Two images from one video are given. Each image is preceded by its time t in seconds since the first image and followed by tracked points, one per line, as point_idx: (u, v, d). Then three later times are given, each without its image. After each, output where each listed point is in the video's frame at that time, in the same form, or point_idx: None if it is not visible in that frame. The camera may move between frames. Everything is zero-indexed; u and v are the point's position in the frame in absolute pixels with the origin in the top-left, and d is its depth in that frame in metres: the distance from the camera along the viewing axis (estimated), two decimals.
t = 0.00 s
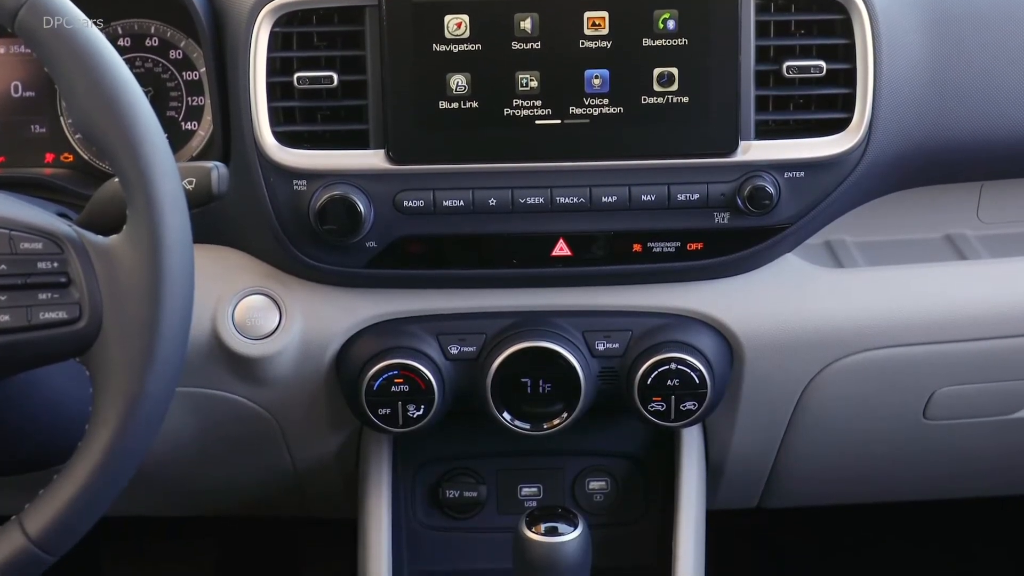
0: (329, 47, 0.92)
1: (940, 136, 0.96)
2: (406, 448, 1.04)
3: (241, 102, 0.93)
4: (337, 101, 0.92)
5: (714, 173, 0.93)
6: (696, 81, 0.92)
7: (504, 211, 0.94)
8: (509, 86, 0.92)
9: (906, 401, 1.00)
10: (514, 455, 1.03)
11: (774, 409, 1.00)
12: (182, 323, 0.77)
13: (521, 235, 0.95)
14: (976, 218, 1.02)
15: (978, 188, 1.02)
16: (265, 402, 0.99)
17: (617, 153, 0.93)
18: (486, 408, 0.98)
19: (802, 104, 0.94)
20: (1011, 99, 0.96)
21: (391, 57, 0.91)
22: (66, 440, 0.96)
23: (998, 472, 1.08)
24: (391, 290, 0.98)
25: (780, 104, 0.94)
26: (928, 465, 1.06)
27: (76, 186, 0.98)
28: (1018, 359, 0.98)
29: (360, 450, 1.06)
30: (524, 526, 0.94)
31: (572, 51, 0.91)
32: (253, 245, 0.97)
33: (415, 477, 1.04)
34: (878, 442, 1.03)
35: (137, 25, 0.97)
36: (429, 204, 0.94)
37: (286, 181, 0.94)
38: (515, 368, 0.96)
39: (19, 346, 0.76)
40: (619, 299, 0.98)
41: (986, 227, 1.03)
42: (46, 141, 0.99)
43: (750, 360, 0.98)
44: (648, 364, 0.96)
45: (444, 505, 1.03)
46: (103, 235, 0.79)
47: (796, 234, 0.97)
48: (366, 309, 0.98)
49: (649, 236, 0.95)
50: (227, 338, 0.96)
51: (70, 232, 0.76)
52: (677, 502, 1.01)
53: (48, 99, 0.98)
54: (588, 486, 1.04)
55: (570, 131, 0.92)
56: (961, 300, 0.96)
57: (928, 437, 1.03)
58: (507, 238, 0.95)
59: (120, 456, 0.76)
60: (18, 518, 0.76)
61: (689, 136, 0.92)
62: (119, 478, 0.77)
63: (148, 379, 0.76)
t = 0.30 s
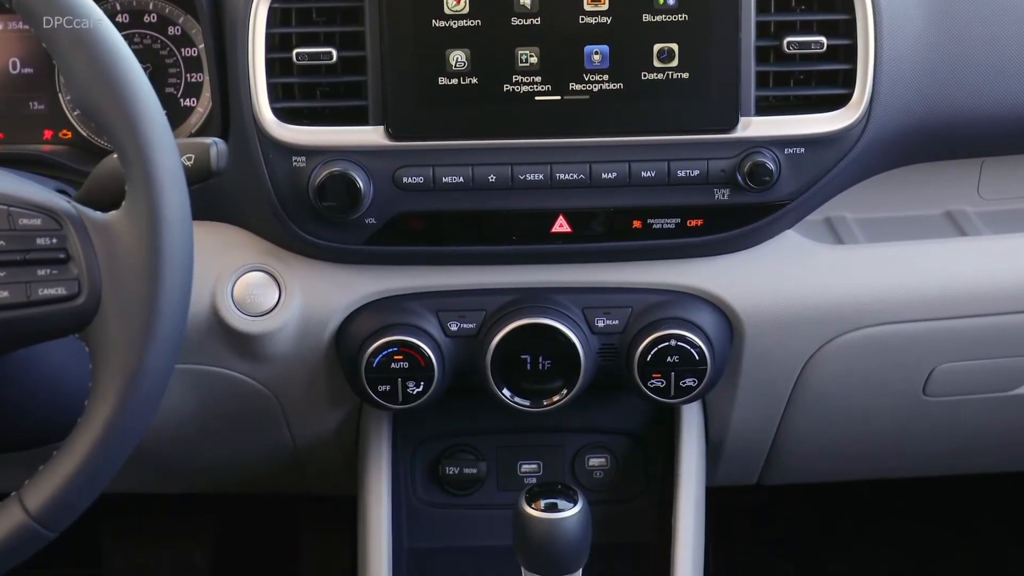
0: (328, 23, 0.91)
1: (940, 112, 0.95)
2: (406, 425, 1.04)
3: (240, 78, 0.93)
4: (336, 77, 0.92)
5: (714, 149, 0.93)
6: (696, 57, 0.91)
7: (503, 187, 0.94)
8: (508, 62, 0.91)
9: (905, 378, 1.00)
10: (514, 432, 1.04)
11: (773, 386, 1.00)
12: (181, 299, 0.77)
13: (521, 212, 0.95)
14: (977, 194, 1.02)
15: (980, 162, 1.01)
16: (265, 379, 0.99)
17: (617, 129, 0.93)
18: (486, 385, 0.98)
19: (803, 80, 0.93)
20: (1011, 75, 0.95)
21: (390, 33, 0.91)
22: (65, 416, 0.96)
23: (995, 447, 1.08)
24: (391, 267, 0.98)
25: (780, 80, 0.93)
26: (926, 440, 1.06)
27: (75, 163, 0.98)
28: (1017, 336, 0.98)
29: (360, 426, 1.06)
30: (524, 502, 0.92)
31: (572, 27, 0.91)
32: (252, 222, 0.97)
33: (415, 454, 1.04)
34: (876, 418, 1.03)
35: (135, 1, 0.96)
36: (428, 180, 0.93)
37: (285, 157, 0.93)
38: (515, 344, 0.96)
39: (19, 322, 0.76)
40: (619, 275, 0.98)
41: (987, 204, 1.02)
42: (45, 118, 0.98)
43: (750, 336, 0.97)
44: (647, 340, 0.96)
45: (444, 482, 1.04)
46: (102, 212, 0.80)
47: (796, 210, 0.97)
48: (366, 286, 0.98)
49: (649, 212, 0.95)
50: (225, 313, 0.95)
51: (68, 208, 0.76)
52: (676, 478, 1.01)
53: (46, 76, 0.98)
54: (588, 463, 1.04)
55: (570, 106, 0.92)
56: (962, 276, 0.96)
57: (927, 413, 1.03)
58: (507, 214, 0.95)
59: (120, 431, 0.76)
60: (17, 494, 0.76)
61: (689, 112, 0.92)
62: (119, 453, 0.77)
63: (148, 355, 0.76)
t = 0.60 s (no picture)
0: None
1: (941, 89, 0.95)
2: (406, 403, 1.04)
3: (239, 55, 0.92)
4: (336, 54, 0.91)
5: (714, 126, 0.93)
6: (696, 34, 0.91)
7: (503, 164, 0.93)
8: (508, 39, 0.91)
9: (905, 355, 1.00)
10: (514, 410, 1.04)
11: (773, 364, 1.00)
12: (180, 277, 0.77)
13: (521, 189, 0.94)
14: (977, 171, 1.02)
15: (980, 141, 1.01)
16: (265, 357, 0.99)
17: (617, 106, 0.92)
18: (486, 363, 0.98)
19: (804, 57, 0.93)
20: (1013, 51, 0.95)
21: (389, 9, 0.90)
22: (65, 394, 0.96)
23: (993, 425, 1.09)
24: (390, 245, 0.98)
25: (781, 56, 0.93)
26: (925, 418, 1.06)
27: (73, 141, 0.98)
28: (1018, 314, 0.98)
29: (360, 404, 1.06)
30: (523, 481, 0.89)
31: (573, 3, 0.90)
32: (251, 200, 0.97)
33: (415, 432, 1.04)
34: (876, 395, 1.03)
35: None
36: (428, 157, 0.93)
37: (284, 134, 0.93)
38: (515, 322, 0.96)
39: (18, 300, 0.76)
40: (620, 253, 0.98)
41: (987, 181, 1.02)
42: (44, 96, 0.98)
43: (750, 314, 0.97)
44: (648, 318, 0.96)
45: (444, 460, 1.04)
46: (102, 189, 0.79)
47: (795, 188, 0.96)
48: (365, 263, 0.98)
49: (649, 189, 0.95)
50: (225, 292, 0.95)
51: (67, 184, 0.76)
52: (676, 457, 1.01)
53: (45, 53, 0.97)
54: (588, 441, 1.04)
55: (569, 84, 0.92)
56: (963, 254, 0.96)
57: (926, 391, 1.03)
58: (507, 192, 0.95)
59: (119, 409, 0.76)
60: (17, 472, 0.77)
61: (689, 89, 0.92)
62: (118, 431, 0.77)
63: (147, 332, 0.76)
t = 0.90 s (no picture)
0: None
1: (943, 69, 0.95)
2: (406, 382, 1.04)
3: (237, 35, 0.92)
4: (335, 34, 0.91)
5: (714, 106, 0.92)
6: (697, 13, 0.91)
7: (503, 144, 0.93)
8: (508, 17, 0.90)
9: (905, 335, 1.00)
10: (514, 389, 1.04)
11: (773, 344, 1.00)
12: (179, 256, 0.77)
13: (521, 168, 0.94)
14: (978, 151, 1.02)
15: (981, 120, 1.01)
16: (265, 337, 0.99)
17: (617, 86, 0.92)
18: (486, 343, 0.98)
19: (804, 36, 0.93)
20: (1016, 30, 0.94)
21: None
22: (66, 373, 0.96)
23: (991, 403, 1.09)
24: (390, 225, 0.98)
25: (781, 35, 0.92)
26: (923, 397, 1.07)
27: (72, 120, 0.98)
28: (1018, 294, 0.98)
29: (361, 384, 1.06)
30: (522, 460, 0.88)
31: None
32: (251, 180, 0.97)
33: (415, 412, 1.05)
34: (875, 374, 1.04)
35: None
36: (427, 137, 0.93)
37: (283, 114, 0.93)
38: (515, 302, 0.96)
39: (17, 279, 0.76)
40: (619, 233, 0.97)
41: (988, 160, 1.02)
42: (42, 75, 0.97)
43: (750, 294, 0.97)
44: (648, 298, 0.96)
45: (444, 440, 1.04)
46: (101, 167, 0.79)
47: (795, 168, 0.96)
48: (365, 243, 0.98)
49: (649, 169, 0.95)
50: (224, 271, 0.95)
51: (65, 163, 0.76)
52: (676, 437, 1.01)
53: (42, 32, 0.97)
54: (588, 421, 1.04)
55: (570, 63, 0.91)
56: (964, 234, 0.96)
57: (925, 370, 1.03)
58: (507, 171, 0.94)
59: (119, 388, 0.76)
60: (16, 452, 0.76)
61: (688, 68, 0.92)
62: (118, 410, 0.77)
63: (147, 311, 0.75)
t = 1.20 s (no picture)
0: None
1: (944, 50, 0.94)
2: (406, 364, 1.04)
3: (236, 16, 0.91)
4: (335, 15, 0.90)
5: (714, 87, 0.92)
6: None
7: (503, 125, 0.93)
8: None
9: (905, 317, 1.00)
10: (514, 372, 1.04)
11: (773, 326, 1.01)
12: (179, 238, 0.76)
13: (521, 150, 0.94)
14: (979, 133, 1.01)
15: (982, 101, 1.00)
16: (265, 319, 0.99)
17: (616, 67, 0.92)
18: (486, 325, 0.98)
19: (805, 17, 0.92)
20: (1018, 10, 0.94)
21: None
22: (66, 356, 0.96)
23: (991, 385, 1.09)
24: (389, 207, 0.97)
25: (782, 16, 0.92)
26: (924, 379, 1.07)
27: (70, 102, 0.97)
28: (1019, 275, 0.98)
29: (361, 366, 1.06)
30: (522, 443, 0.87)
31: None
32: (249, 162, 0.97)
33: (414, 394, 1.05)
34: (875, 356, 1.04)
35: None
36: (427, 119, 0.92)
37: (282, 95, 0.92)
38: (514, 284, 0.96)
39: (18, 260, 0.76)
40: (619, 215, 0.97)
41: (988, 142, 1.02)
42: (40, 57, 0.97)
43: (750, 276, 0.97)
44: (648, 280, 0.95)
45: (444, 423, 1.04)
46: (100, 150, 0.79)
47: (795, 149, 0.96)
48: (364, 224, 0.97)
49: (649, 150, 0.94)
50: (223, 253, 0.95)
51: (64, 145, 0.76)
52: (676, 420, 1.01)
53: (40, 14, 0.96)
54: (588, 404, 1.04)
55: (569, 45, 0.91)
56: (964, 215, 0.95)
57: (926, 352, 1.04)
58: (506, 152, 0.94)
59: (119, 371, 0.75)
60: (16, 434, 0.76)
61: (688, 50, 0.91)
62: (118, 393, 0.76)
63: (146, 293, 0.75)
